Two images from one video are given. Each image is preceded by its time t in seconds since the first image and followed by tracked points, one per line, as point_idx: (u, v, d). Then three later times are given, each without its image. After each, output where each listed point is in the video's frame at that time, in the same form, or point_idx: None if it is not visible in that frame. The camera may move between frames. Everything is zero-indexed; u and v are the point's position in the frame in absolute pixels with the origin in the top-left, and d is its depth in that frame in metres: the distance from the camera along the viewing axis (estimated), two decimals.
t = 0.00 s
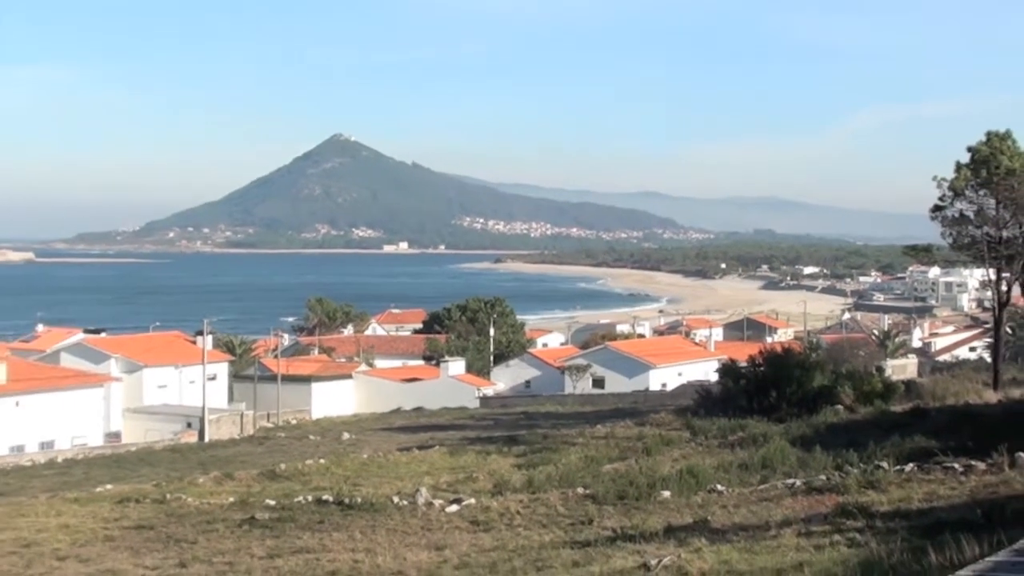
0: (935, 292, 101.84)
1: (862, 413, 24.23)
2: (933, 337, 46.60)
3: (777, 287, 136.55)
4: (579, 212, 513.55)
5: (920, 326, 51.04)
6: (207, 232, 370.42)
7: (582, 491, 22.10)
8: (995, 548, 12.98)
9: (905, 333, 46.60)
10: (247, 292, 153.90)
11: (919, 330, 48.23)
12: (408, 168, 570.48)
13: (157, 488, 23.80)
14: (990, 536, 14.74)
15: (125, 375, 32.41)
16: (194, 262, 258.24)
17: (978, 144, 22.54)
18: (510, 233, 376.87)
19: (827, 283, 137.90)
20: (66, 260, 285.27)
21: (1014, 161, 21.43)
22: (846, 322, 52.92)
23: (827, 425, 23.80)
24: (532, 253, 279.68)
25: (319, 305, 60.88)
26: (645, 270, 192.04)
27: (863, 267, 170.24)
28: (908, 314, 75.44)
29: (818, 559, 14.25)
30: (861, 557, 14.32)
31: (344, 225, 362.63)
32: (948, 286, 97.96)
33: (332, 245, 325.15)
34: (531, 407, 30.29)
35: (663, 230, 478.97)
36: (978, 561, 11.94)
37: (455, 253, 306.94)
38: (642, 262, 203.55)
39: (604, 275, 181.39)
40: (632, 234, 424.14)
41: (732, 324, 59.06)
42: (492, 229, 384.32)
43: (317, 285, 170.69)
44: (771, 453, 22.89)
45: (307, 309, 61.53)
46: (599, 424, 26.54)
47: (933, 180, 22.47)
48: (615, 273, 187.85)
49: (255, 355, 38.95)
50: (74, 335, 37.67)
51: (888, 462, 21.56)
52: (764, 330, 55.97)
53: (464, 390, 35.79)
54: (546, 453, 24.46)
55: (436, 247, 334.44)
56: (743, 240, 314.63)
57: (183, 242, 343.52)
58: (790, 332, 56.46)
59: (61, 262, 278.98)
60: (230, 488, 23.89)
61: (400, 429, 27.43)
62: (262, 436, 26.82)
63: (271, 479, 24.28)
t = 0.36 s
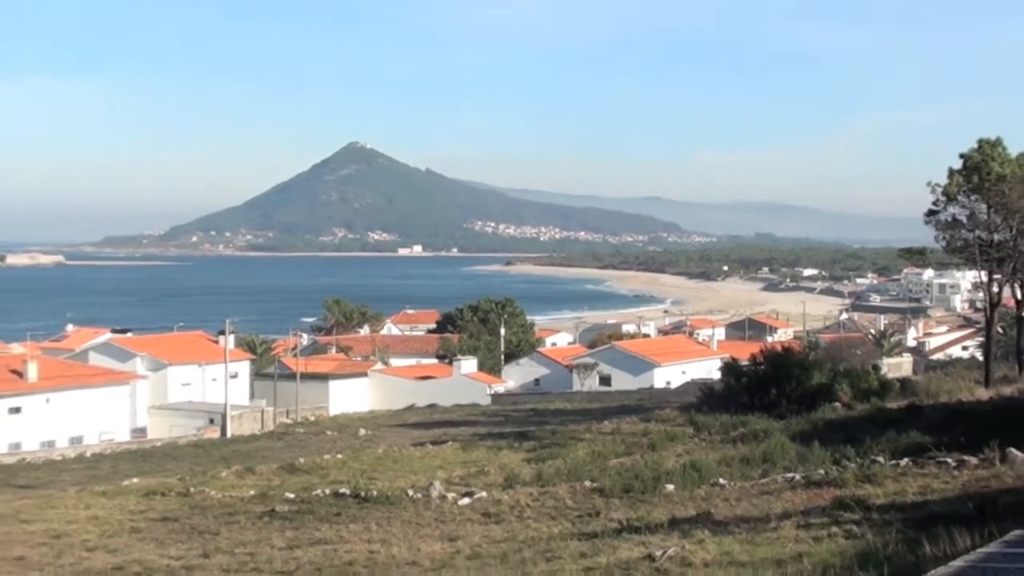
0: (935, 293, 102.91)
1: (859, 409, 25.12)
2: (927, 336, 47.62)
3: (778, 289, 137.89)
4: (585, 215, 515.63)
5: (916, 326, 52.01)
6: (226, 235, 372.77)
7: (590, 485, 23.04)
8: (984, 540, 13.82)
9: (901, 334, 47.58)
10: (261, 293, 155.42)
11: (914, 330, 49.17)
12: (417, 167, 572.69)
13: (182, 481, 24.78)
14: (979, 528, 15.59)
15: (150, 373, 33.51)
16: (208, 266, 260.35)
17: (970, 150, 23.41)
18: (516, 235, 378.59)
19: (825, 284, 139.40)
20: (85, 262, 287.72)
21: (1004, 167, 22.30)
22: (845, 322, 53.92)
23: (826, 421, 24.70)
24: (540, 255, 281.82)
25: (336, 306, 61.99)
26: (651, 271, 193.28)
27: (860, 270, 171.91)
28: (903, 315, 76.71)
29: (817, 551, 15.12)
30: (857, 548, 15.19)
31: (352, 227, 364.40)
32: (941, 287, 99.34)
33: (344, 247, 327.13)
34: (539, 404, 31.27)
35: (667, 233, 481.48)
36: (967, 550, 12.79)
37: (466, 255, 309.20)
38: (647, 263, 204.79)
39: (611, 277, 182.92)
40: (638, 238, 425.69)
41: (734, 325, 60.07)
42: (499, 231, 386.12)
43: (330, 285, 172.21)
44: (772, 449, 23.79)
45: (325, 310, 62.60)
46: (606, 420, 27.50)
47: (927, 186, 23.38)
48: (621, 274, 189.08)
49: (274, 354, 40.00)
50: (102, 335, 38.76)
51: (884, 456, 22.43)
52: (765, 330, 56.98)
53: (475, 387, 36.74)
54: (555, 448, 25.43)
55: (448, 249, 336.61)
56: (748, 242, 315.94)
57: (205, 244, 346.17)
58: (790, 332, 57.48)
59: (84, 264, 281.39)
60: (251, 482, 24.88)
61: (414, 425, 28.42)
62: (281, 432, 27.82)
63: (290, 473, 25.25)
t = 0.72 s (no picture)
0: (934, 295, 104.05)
1: (856, 406, 26.06)
2: (923, 336, 48.65)
3: (777, 291, 139.28)
4: (592, 218, 517.63)
5: (911, 326, 53.11)
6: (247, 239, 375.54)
7: (597, 479, 23.99)
8: (975, 532, 14.70)
9: (897, 334, 48.64)
10: (275, 295, 156.96)
11: (909, 330, 50.24)
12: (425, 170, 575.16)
13: (205, 475, 25.80)
14: (970, 520, 16.48)
15: (174, 371, 34.66)
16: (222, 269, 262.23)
17: (962, 157, 24.35)
18: (523, 239, 380.50)
19: (825, 286, 140.90)
20: (103, 265, 289.78)
21: (995, 173, 23.25)
22: (843, 323, 55.02)
23: (824, 418, 25.64)
24: (549, 258, 283.75)
25: (352, 307, 63.14)
26: (656, 273, 194.78)
27: (857, 273, 173.43)
28: (896, 316, 77.93)
29: (815, 542, 16.05)
30: (854, 539, 16.11)
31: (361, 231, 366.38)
32: (934, 289, 100.58)
33: (358, 250, 329.47)
34: (548, 401, 32.29)
35: (672, 237, 483.51)
36: (958, 543, 13.69)
37: (477, 259, 311.24)
38: (652, 266, 206.29)
39: (617, 279, 184.40)
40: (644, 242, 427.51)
41: (736, 325, 61.18)
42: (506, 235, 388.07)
43: (342, 287, 173.79)
44: (772, 444, 24.72)
45: (342, 311, 63.74)
46: (612, 416, 28.49)
47: (922, 192, 24.34)
48: (626, 276, 190.51)
49: (294, 353, 41.05)
50: (127, 334, 39.87)
51: (879, 451, 23.34)
52: (765, 330, 58.09)
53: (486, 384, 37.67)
54: (563, 443, 26.42)
55: (460, 253, 338.87)
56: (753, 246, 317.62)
57: (228, 248, 349.41)
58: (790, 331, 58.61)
59: (103, 266, 283.79)
60: (271, 475, 25.88)
61: (427, 421, 29.45)
62: (300, 428, 28.88)
63: (309, 467, 26.26)
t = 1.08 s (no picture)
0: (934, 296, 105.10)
1: (853, 404, 26.98)
2: (917, 337, 49.70)
3: (776, 293, 140.64)
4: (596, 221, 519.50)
5: (907, 327, 54.17)
6: (261, 243, 377.53)
7: (603, 474, 24.96)
8: (964, 525, 15.58)
9: (893, 334, 49.66)
10: (287, 296, 158.68)
11: (904, 331, 51.28)
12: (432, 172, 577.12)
13: (224, 470, 26.81)
14: (961, 512, 17.39)
15: (195, 370, 35.79)
16: (235, 272, 264.69)
17: (954, 163, 25.26)
18: (529, 242, 381.96)
19: (824, 289, 142.24)
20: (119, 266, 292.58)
21: (986, 178, 24.12)
22: (840, 324, 56.08)
23: (822, 415, 26.57)
24: (555, 261, 285.63)
25: (367, 309, 64.40)
26: (660, 276, 196.09)
27: (853, 275, 174.90)
28: (889, 317, 79.13)
29: (811, 535, 17.02)
30: (850, 532, 17.02)
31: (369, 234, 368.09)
32: (929, 290, 101.83)
33: (368, 253, 331.44)
34: (555, 399, 33.28)
35: (676, 241, 485.33)
36: (948, 535, 14.59)
37: (485, 262, 313.20)
38: (656, 268, 207.67)
39: (622, 282, 185.70)
40: (648, 245, 429.32)
41: (737, 327, 62.27)
42: (513, 239, 389.96)
43: (353, 289, 175.48)
44: (771, 441, 25.65)
45: (356, 312, 64.83)
46: (617, 413, 29.48)
47: (916, 197, 25.32)
48: (631, 279, 191.77)
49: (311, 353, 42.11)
50: (150, 335, 40.98)
51: (875, 447, 24.21)
52: (764, 331, 59.20)
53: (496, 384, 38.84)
54: (570, 440, 27.39)
55: (469, 256, 340.71)
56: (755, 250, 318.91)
57: (247, 252, 351.58)
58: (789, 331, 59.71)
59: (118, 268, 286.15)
60: (289, 470, 26.89)
61: (439, 418, 30.46)
62: (317, 425, 29.92)
63: (325, 462, 27.26)
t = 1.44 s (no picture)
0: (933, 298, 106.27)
1: (848, 402, 27.99)
2: (911, 337, 50.78)
3: (773, 294, 141.91)
4: (601, 224, 520.76)
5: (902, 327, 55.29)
6: (275, 246, 379.72)
7: (608, 469, 25.96)
8: (952, 519, 16.47)
9: (889, 335, 50.77)
10: (301, 298, 160.53)
11: (898, 331, 52.40)
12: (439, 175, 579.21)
13: (243, 465, 27.85)
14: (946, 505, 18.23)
15: (215, 369, 36.93)
16: (246, 274, 266.61)
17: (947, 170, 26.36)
18: (535, 245, 383.80)
19: (823, 290, 143.57)
20: (137, 268, 295.01)
21: (976, 185, 25.21)
22: (838, 325, 57.22)
23: (818, 412, 27.57)
24: (561, 264, 287.21)
25: (380, 310, 65.60)
26: (663, 278, 197.54)
27: (848, 277, 176.23)
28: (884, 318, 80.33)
29: (808, 527, 17.93)
30: (845, 524, 17.95)
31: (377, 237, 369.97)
32: (921, 293, 102.40)
33: (380, 256, 333.02)
34: (560, 396, 34.34)
35: (679, 244, 486.93)
36: (936, 530, 15.50)
37: (491, 265, 314.94)
38: (660, 271, 209.13)
39: (626, 284, 187.17)
40: (653, 249, 431.11)
41: (736, 328, 63.44)
42: (519, 242, 391.85)
43: (367, 291, 177.06)
44: (769, 438, 26.64)
45: (370, 314, 66.01)
46: (621, 411, 30.52)
47: (910, 203, 26.41)
48: (635, 281, 193.28)
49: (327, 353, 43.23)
50: (172, 335, 42.25)
51: (870, 443, 25.17)
52: (763, 331, 60.35)
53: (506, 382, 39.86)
54: (576, 436, 28.44)
55: (479, 259, 342.47)
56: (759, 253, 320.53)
57: (264, 254, 353.83)
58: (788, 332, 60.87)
59: (134, 270, 288.26)
60: (305, 466, 27.95)
61: (449, 415, 31.55)
62: (332, 422, 31.02)
63: (340, 458, 28.33)
